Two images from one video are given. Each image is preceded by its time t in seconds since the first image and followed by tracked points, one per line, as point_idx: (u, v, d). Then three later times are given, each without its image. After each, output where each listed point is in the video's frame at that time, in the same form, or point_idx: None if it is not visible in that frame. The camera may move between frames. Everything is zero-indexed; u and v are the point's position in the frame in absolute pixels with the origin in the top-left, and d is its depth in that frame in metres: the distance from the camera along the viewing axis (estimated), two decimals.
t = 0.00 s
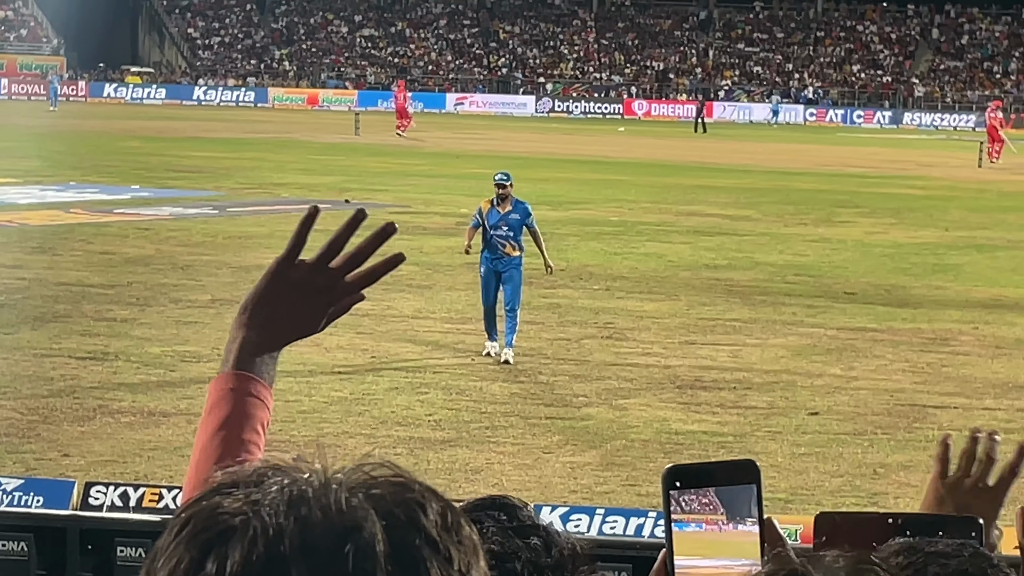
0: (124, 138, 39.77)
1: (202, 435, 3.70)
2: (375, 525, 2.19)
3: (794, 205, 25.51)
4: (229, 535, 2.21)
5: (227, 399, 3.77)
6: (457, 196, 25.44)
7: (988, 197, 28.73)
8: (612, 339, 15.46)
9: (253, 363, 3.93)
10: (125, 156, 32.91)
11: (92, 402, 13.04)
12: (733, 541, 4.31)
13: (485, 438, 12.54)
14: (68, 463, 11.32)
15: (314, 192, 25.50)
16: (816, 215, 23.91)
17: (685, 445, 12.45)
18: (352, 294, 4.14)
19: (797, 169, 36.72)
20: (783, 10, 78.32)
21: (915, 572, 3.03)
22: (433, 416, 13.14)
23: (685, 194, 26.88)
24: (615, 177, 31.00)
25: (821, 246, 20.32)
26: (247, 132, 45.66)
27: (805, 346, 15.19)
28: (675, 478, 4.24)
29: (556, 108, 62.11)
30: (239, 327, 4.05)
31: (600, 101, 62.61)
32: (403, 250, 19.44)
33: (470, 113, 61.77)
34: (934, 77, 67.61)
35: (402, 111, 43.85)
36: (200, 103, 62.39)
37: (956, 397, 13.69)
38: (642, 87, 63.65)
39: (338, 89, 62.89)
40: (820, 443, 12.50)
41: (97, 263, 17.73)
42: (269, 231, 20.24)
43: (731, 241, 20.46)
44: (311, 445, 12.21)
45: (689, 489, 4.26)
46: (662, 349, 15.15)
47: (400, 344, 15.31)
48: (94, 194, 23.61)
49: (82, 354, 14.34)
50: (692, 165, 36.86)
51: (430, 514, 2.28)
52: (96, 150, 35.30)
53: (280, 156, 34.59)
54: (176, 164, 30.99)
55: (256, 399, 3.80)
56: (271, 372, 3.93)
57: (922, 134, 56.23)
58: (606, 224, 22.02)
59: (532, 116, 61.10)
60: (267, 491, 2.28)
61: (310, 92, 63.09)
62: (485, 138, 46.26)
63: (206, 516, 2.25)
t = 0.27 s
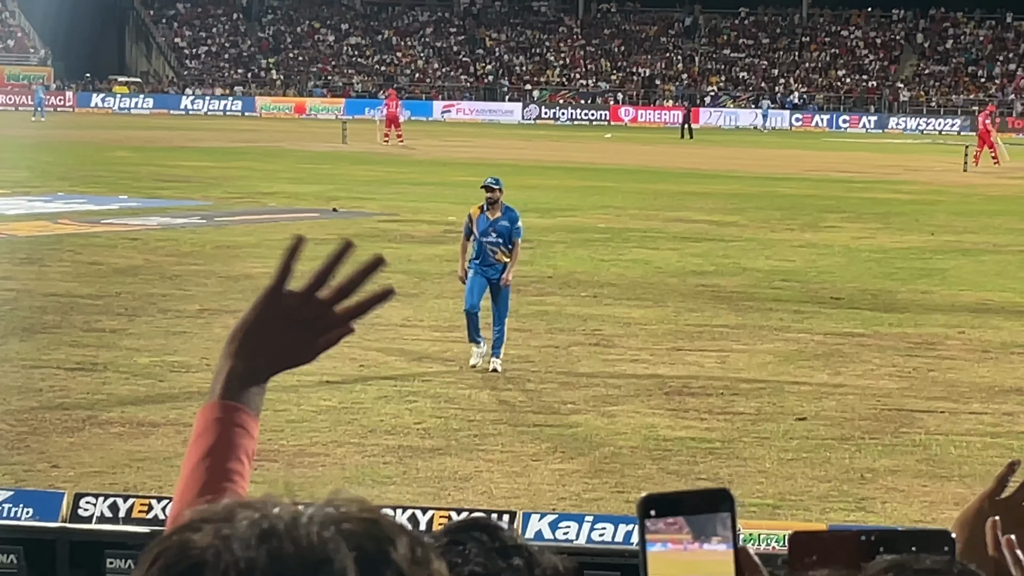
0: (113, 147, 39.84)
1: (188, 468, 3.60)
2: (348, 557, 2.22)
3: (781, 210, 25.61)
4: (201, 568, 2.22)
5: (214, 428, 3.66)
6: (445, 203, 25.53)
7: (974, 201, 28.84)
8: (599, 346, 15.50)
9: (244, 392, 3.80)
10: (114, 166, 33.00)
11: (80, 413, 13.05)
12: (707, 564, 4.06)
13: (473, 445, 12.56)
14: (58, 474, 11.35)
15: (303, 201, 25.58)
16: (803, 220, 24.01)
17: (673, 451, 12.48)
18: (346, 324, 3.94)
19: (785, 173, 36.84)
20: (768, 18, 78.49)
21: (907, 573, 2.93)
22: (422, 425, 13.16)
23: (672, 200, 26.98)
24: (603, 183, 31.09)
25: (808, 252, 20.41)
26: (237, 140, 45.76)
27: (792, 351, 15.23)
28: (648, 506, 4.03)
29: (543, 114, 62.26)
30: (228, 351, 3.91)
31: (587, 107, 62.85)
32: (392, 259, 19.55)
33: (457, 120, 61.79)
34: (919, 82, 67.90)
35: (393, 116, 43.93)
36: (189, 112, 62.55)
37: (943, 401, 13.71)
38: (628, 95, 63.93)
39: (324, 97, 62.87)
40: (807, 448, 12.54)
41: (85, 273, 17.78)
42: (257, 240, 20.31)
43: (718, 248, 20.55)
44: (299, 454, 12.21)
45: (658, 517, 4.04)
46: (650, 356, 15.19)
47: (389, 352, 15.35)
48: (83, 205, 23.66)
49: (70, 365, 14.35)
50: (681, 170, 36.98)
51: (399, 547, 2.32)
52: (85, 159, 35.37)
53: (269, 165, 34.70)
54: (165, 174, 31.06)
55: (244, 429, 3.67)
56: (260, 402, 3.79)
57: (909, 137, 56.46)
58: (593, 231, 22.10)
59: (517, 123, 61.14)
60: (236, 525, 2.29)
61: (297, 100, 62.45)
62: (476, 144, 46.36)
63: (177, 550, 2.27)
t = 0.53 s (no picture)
0: (100, 158, 39.77)
1: (151, 481, 3.41)
2: None
3: (768, 215, 25.61)
4: None
5: (180, 438, 3.47)
6: (432, 211, 25.53)
7: (961, 205, 28.86)
8: (587, 354, 15.46)
9: (212, 404, 3.62)
10: (101, 177, 32.95)
11: (66, 425, 12.98)
12: None
13: (461, 454, 12.50)
14: (44, 486, 11.30)
15: (290, 210, 25.56)
16: (790, 225, 24.01)
17: (661, 459, 12.43)
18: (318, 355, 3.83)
19: (773, 179, 36.87)
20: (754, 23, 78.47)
21: None
22: (408, 434, 13.10)
23: (660, 206, 26.99)
24: (591, 190, 31.08)
25: (794, 257, 20.40)
26: (226, 150, 45.73)
27: (780, 357, 15.20)
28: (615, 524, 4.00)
29: (530, 121, 62.27)
30: (196, 365, 3.75)
31: (575, 114, 62.89)
32: (378, 268, 19.56)
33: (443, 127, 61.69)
34: (905, 87, 67.97)
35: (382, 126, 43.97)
36: (175, 122, 62.51)
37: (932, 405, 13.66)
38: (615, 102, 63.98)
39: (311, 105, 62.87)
40: (796, 454, 12.49)
41: (71, 284, 17.75)
42: (245, 251, 20.30)
43: (705, 254, 20.54)
44: (285, 464, 12.15)
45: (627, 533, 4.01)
46: (638, 363, 15.16)
47: (376, 361, 15.33)
48: (68, 216, 23.62)
49: (55, 377, 14.29)
50: (670, 176, 36.99)
51: (352, 567, 2.23)
52: (71, 170, 35.34)
53: (255, 175, 34.69)
54: (152, 184, 31.02)
55: (210, 440, 3.49)
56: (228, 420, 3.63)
57: (897, 142, 56.55)
58: (581, 237, 22.09)
59: (503, 130, 61.12)
60: (186, 547, 2.21)
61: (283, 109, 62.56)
62: (467, 152, 46.37)
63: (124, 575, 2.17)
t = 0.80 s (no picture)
0: (90, 169, 39.78)
1: (122, 486, 3.49)
2: None
3: (757, 221, 25.62)
4: None
5: (148, 444, 3.55)
6: (421, 220, 25.55)
7: (951, 209, 28.90)
8: (576, 361, 15.45)
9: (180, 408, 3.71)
10: (92, 188, 32.94)
11: (54, 435, 12.96)
12: None
13: (450, 462, 12.46)
14: (32, 497, 11.28)
15: (280, 219, 25.58)
16: (779, 231, 24.02)
17: (650, 465, 12.40)
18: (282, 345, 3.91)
19: (764, 185, 36.89)
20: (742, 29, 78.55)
21: None
22: (397, 442, 13.07)
23: (649, 213, 27.00)
24: (583, 197, 31.13)
25: (784, 263, 20.41)
26: (218, 160, 45.73)
27: (769, 362, 15.19)
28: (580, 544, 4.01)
29: (520, 129, 62.32)
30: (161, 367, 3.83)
31: (563, 122, 62.97)
32: (367, 276, 19.60)
33: (431, 136, 61.67)
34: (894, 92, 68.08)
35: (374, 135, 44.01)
36: (163, 132, 62.55)
37: (920, 409, 13.63)
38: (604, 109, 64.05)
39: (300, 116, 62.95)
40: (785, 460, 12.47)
41: (59, 295, 17.76)
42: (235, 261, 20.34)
43: (694, 260, 20.55)
44: (273, 473, 12.12)
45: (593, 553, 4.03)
46: (627, 369, 15.15)
47: (365, 370, 15.33)
48: (58, 227, 23.63)
49: (44, 388, 14.28)
50: (661, 183, 37.03)
51: None
52: (62, 181, 35.36)
53: (246, 184, 34.74)
54: (142, 195, 31.03)
55: (180, 444, 3.58)
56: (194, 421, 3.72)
57: (888, 147, 56.64)
58: (570, 245, 22.11)
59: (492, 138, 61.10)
60: (124, 559, 2.14)
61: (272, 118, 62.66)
62: (460, 161, 46.43)
63: None
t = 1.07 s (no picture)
0: (82, 177, 39.72)
1: (124, 507, 3.92)
2: None
3: (751, 226, 25.64)
4: None
5: (147, 463, 3.97)
6: (415, 226, 25.55)
7: (945, 213, 28.92)
8: (571, 367, 15.46)
9: (175, 429, 4.05)
10: (84, 196, 32.88)
11: (50, 445, 12.94)
12: None
13: (445, 469, 12.47)
14: (27, 507, 11.26)
15: (273, 227, 25.59)
16: (772, 236, 24.05)
17: (645, 471, 12.40)
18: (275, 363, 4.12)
19: (758, 190, 36.91)
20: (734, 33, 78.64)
21: None
22: (392, 449, 13.07)
23: (643, 219, 27.00)
24: (577, 203, 31.15)
25: (777, 268, 20.43)
26: (212, 168, 45.69)
27: (763, 368, 15.19)
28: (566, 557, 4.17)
29: (513, 135, 62.32)
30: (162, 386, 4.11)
31: (556, 128, 62.99)
32: (362, 284, 19.62)
33: (426, 142, 61.59)
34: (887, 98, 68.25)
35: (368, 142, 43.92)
36: (157, 140, 62.46)
37: (915, 414, 13.62)
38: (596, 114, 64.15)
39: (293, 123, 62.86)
40: (779, 465, 12.49)
41: (53, 305, 17.76)
42: (228, 269, 20.34)
43: (688, 266, 20.56)
44: (268, 481, 12.12)
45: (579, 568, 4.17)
46: (621, 375, 15.16)
47: (360, 377, 15.33)
48: (52, 235, 23.62)
49: (39, 397, 14.25)
50: (655, 189, 37.09)
51: None
52: (56, 189, 35.33)
53: (239, 192, 34.73)
54: (134, 203, 31.02)
55: (177, 464, 3.99)
56: (191, 436, 4.07)
57: (882, 151, 56.73)
58: (564, 251, 22.12)
59: (486, 144, 61.10)
60: None
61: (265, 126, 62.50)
62: (455, 167, 46.44)
63: None
